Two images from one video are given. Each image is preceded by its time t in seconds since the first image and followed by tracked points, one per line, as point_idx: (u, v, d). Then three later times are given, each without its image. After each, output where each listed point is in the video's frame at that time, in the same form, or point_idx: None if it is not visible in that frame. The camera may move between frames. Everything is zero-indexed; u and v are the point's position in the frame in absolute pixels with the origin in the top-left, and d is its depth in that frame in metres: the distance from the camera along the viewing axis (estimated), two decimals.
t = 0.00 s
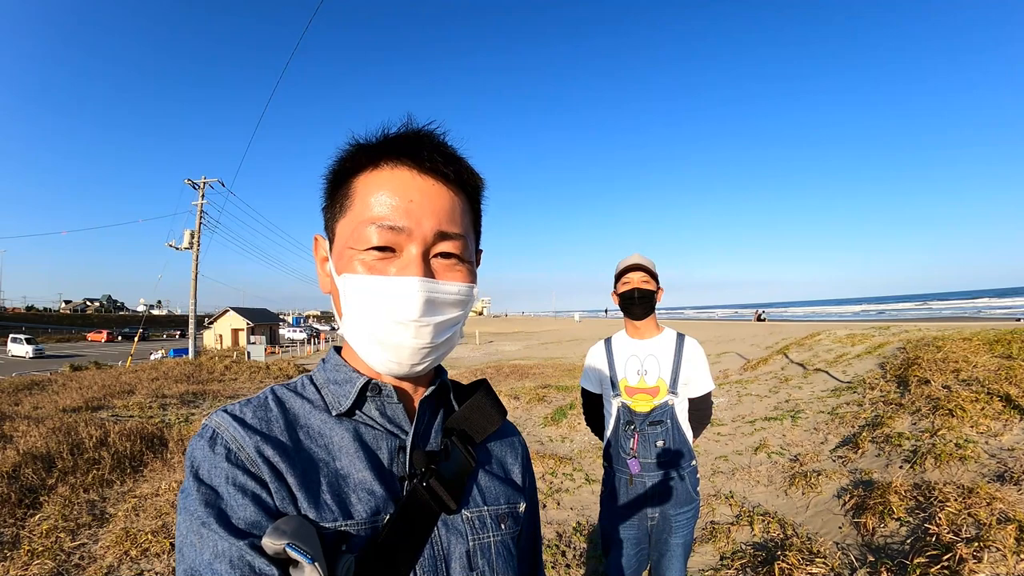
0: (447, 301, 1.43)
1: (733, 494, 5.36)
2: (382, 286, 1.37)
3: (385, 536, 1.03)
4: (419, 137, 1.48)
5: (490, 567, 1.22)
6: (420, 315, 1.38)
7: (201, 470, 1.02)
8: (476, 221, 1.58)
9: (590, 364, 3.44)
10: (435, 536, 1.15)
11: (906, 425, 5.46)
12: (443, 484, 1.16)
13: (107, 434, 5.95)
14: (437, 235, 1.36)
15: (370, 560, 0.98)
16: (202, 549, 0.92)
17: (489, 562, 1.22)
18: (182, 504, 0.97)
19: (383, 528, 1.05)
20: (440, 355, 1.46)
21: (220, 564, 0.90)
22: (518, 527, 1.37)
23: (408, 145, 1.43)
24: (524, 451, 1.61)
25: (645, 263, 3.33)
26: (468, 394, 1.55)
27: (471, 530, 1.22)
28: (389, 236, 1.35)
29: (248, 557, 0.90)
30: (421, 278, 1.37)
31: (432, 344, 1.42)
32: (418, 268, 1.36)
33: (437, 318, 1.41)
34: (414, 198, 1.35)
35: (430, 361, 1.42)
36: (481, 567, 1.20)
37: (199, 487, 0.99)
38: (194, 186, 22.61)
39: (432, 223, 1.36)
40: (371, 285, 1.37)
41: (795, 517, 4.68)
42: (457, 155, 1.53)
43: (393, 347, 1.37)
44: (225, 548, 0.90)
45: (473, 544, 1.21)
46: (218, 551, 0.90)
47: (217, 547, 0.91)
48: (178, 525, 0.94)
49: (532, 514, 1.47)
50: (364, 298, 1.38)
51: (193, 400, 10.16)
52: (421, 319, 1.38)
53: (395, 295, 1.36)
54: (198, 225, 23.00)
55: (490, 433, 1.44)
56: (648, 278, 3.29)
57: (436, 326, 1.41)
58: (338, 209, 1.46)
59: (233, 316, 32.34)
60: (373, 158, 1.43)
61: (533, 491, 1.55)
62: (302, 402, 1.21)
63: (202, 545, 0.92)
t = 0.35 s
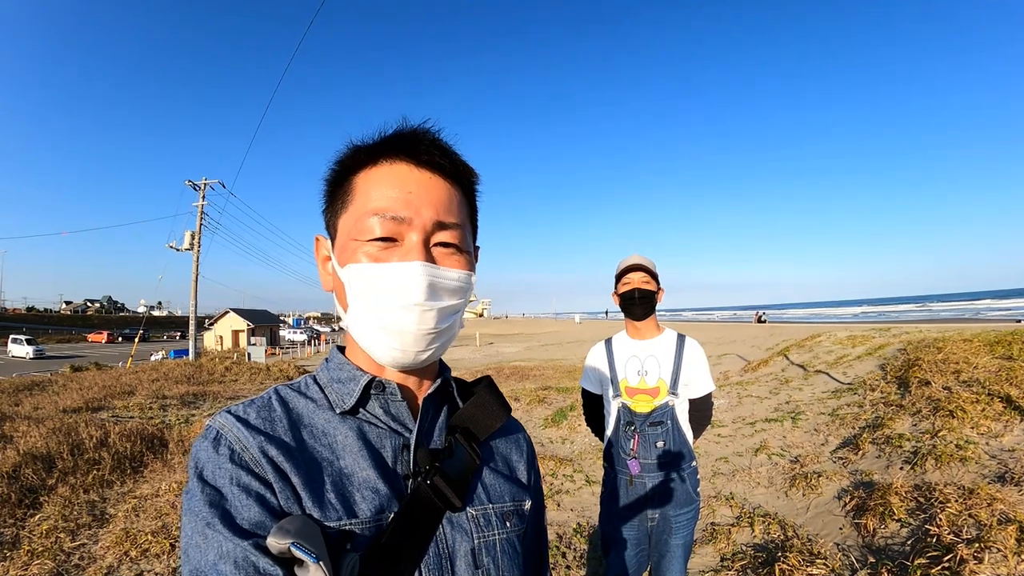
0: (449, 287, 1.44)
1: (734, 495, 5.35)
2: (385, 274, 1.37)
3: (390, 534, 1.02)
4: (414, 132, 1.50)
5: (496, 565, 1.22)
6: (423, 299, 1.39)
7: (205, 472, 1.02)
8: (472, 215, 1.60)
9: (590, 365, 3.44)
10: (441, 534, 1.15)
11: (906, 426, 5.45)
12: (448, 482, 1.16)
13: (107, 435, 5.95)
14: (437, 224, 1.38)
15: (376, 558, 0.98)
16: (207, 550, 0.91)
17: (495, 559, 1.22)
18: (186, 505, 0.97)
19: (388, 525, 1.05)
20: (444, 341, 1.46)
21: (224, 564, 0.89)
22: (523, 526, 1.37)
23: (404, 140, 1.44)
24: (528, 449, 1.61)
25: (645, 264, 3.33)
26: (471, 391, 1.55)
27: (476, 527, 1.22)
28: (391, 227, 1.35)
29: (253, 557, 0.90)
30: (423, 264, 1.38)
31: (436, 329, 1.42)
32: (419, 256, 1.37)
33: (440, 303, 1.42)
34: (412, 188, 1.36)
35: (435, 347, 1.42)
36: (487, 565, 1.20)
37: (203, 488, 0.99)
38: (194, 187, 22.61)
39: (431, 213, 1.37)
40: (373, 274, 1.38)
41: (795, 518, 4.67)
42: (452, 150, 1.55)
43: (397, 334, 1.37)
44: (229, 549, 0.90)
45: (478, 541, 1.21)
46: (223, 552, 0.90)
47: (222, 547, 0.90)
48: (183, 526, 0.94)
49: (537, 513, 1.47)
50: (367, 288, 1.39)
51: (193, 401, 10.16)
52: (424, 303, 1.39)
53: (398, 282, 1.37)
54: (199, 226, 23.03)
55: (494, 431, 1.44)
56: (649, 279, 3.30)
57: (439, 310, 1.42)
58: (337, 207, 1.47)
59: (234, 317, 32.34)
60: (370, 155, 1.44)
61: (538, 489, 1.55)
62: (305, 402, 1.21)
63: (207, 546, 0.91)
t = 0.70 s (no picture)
0: (458, 286, 1.45)
1: (735, 498, 5.34)
2: (395, 276, 1.38)
3: (401, 535, 1.02)
4: (421, 134, 1.51)
5: (505, 565, 1.22)
6: (434, 298, 1.40)
7: (215, 473, 1.01)
8: (479, 215, 1.61)
9: (593, 368, 3.44)
10: (450, 535, 1.15)
11: (908, 429, 5.43)
12: (459, 483, 1.17)
13: (109, 436, 5.96)
14: (446, 224, 1.38)
15: (387, 559, 0.98)
16: (217, 552, 0.91)
17: (504, 560, 1.22)
18: (197, 507, 0.96)
19: (399, 526, 1.05)
20: (455, 341, 1.47)
21: (236, 566, 0.89)
22: (532, 526, 1.37)
23: (411, 141, 1.45)
24: (537, 449, 1.61)
25: (648, 270, 3.33)
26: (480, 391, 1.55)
27: (485, 528, 1.22)
28: (400, 227, 1.36)
29: (264, 558, 0.89)
30: (433, 263, 1.39)
31: (447, 328, 1.43)
32: (429, 255, 1.38)
33: (450, 302, 1.43)
34: (421, 188, 1.36)
35: (446, 347, 1.43)
36: (496, 566, 1.20)
37: (214, 489, 0.98)
38: (197, 189, 22.68)
39: (440, 212, 1.37)
40: (384, 275, 1.38)
41: (797, 521, 4.65)
42: (459, 150, 1.56)
43: (407, 334, 1.37)
44: (240, 550, 0.89)
45: (487, 542, 1.21)
46: (234, 554, 0.89)
47: (233, 549, 0.90)
48: (194, 528, 0.93)
49: (546, 513, 1.47)
50: (377, 289, 1.39)
51: (195, 403, 10.17)
52: (435, 303, 1.40)
53: (408, 282, 1.38)
54: (202, 228, 23.09)
55: (503, 431, 1.44)
56: (652, 285, 3.30)
57: (449, 309, 1.42)
58: (346, 208, 1.47)
59: (236, 319, 32.39)
60: (378, 156, 1.45)
61: (546, 489, 1.55)
62: (316, 403, 1.21)
63: (218, 547, 0.91)
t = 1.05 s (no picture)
0: (454, 274, 1.45)
1: (738, 498, 5.32)
2: (390, 263, 1.38)
3: (395, 529, 1.02)
4: (418, 129, 1.51)
5: (499, 562, 1.22)
6: (429, 283, 1.40)
7: (208, 467, 1.00)
8: (476, 209, 1.61)
9: (596, 365, 3.42)
10: (444, 531, 1.15)
11: (914, 432, 5.38)
12: (453, 479, 1.17)
13: (116, 427, 6.03)
14: (442, 214, 1.38)
15: (381, 553, 0.98)
16: (210, 547, 0.90)
17: (498, 556, 1.22)
18: (189, 501, 0.96)
19: (393, 521, 1.05)
20: (451, 328, 1.46)
21: (228, 561, 0.88)
22: (525, 524, 1.37)
23: (408, 136, 1.46)
24: (531, 448, 1.61)
25: (654, 264, 3.31)
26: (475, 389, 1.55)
27: (479, 524, 1.23)
28: (397, 216, 1.36)
29: (256, 555, 0.88)
30: (429, 252, 1.38)
31: (442, 315, 1.42)
32: (425, 243, 1.38)
33: (445, 288, 1.43)
34: (417, 179, 1.37)
35: (442, 334, 1.42)
36: (491, 562, 1.20)
37: (206, 483, 0.98)
38: (207, 183, 22.79)
39: (436, 203, 1.37)
40: (379, 263, 1.38)
41: (799, 522, 4.63)
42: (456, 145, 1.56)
43: (403, 321, 1.36)
44: (232, 546, 0.89)
45: (482, 538, 1.21)
46: (226, 550, 0.89)
47: (225, 545, 0.89)
48: (186, 523, 0.93)
49: (538, 513, 1.47)
50: (373, 278, 1.39)
51: (202, 395, 10.26)
52: (430, 288, 1.40)
53: (403, 269, 1.38)
54: (211, 222, 23.26)
55: (497, 429, 1.44)
56: (657, 280, 3.28)
57: (444, 295, 1.42)
58: (344, 202, 1.48)
59: (244, 313, 32.66)
60: (375, 150, 1.46)
61: (540, 488, 1.55)
62: (311, 398, 1.20)
63: (211, 542, 0.91)
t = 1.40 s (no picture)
0: (453, 279, 1.45)
1: (740, 497, 5.30)
2: (389, 267, 1.38)
3: (393, 527, 1.02)
4: (421, 127, 1.50)
5: (497, 561, 1.21)
6: (428, 290, 1.40)
7: (205, 465, 1.00)
8: (477, 211, 1.60)
9: (597, 364, 3.42)
10: (442, 530, 1.15)
11: (916, 430, 5.37)
12: (451, 478, 1.17)
13: (117, 429, 6.03)
14: (442, 218, 1.38)
15: (378, 552, 0.98)
16: (207, 545, 0.90)
17: (496, 556, 1.21)
18: (186, 499, 0.95)
19: (391, 519, 1.04)
20: (449, 333, 1.46)
21: (224, 559, 0.88)
22: (523, 523, 1.36)
23: (410, 135, 1.44)
24: (529, 448, 1.61)
25: (654, 262, 3.31)
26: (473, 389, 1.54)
27: (477, 523, 1.22)
28: (396, 219, 1.36)
29: (252, 553, 0.88)
30: (428, 256, 1.38)
31: (440, 321, 1.42)
32: (424, 247, 1.37)
33: (444, 295, 1.43)
34: (418, 182, 1.36)
35: (439, 339, 1.42)
36: (489, 562, 1.19)
37: (203, 481, 0.97)
38: (208, 184, 22.83)
39: (436, 206, 1.36)
40: (378, 267, 1.38)
41: (802, 521, 4.61)
42: (458, 145, 1.55)
43: (401, 326, 1.36)
44: (228, 545, 0.88)
45: (480, 537, 1.21)
46: (222, 548, 0.88)
47: (221, 542, 0.89)
48: (182, 521, 0.92)
49: (537, 512, 1.46)
50: (371, 280, 1.39)
51: (203, 396, 10.26)
52: (429, 295, 1.39)
53: (403, 274, 1.38)
54: (212, 223, 23.29)
55: (495, 428, 1.44)
56: (658, 278, 3.27)
57: (443, 302, 1.42)
58: (344, 200, 1.47)
59: (246, 314, 32.70)
60: (377, 148, 1.45)
61: (538, 488, 1.54)
62: (309, 395, 1.20)
63: (207, 540, 0.90)
